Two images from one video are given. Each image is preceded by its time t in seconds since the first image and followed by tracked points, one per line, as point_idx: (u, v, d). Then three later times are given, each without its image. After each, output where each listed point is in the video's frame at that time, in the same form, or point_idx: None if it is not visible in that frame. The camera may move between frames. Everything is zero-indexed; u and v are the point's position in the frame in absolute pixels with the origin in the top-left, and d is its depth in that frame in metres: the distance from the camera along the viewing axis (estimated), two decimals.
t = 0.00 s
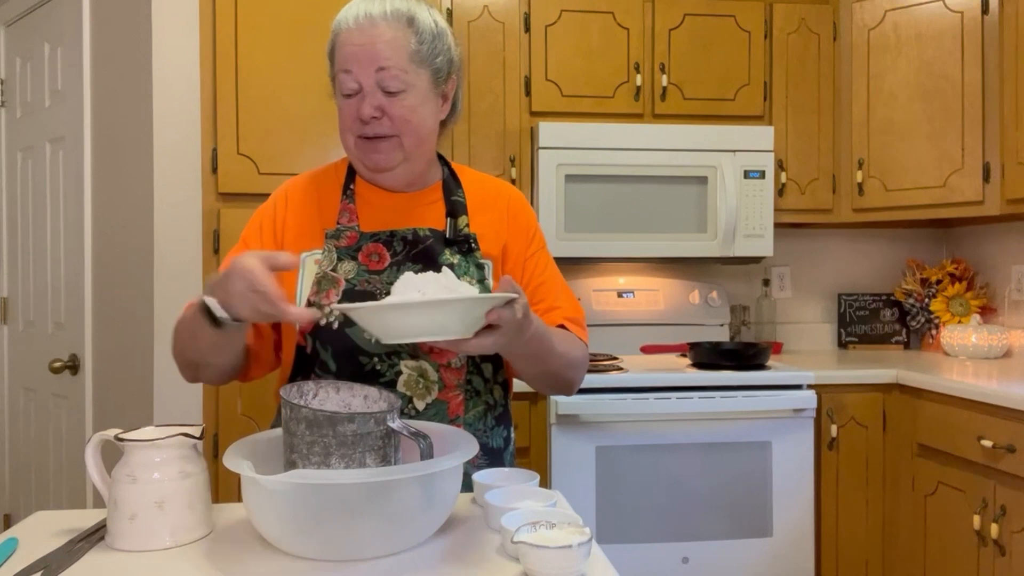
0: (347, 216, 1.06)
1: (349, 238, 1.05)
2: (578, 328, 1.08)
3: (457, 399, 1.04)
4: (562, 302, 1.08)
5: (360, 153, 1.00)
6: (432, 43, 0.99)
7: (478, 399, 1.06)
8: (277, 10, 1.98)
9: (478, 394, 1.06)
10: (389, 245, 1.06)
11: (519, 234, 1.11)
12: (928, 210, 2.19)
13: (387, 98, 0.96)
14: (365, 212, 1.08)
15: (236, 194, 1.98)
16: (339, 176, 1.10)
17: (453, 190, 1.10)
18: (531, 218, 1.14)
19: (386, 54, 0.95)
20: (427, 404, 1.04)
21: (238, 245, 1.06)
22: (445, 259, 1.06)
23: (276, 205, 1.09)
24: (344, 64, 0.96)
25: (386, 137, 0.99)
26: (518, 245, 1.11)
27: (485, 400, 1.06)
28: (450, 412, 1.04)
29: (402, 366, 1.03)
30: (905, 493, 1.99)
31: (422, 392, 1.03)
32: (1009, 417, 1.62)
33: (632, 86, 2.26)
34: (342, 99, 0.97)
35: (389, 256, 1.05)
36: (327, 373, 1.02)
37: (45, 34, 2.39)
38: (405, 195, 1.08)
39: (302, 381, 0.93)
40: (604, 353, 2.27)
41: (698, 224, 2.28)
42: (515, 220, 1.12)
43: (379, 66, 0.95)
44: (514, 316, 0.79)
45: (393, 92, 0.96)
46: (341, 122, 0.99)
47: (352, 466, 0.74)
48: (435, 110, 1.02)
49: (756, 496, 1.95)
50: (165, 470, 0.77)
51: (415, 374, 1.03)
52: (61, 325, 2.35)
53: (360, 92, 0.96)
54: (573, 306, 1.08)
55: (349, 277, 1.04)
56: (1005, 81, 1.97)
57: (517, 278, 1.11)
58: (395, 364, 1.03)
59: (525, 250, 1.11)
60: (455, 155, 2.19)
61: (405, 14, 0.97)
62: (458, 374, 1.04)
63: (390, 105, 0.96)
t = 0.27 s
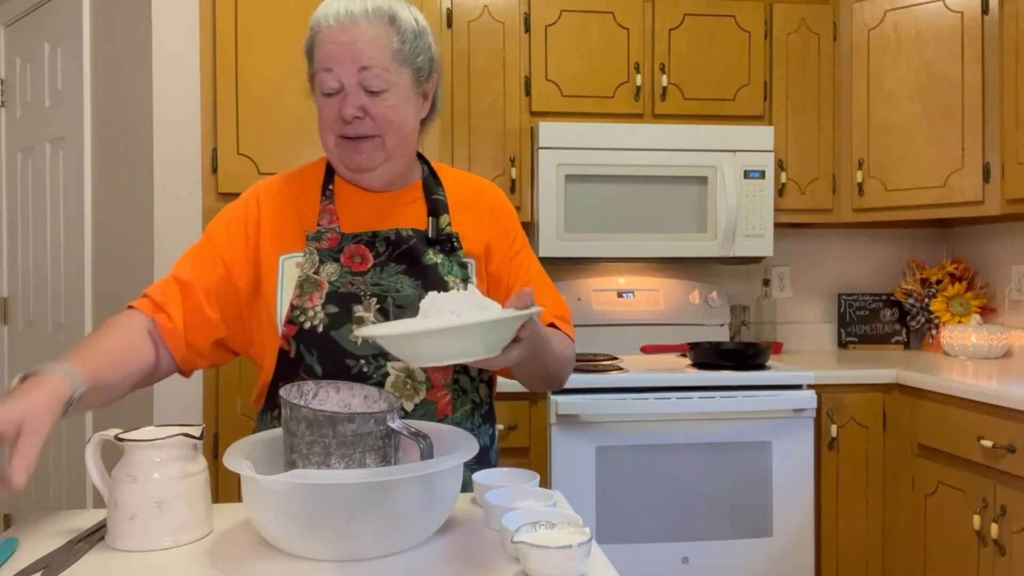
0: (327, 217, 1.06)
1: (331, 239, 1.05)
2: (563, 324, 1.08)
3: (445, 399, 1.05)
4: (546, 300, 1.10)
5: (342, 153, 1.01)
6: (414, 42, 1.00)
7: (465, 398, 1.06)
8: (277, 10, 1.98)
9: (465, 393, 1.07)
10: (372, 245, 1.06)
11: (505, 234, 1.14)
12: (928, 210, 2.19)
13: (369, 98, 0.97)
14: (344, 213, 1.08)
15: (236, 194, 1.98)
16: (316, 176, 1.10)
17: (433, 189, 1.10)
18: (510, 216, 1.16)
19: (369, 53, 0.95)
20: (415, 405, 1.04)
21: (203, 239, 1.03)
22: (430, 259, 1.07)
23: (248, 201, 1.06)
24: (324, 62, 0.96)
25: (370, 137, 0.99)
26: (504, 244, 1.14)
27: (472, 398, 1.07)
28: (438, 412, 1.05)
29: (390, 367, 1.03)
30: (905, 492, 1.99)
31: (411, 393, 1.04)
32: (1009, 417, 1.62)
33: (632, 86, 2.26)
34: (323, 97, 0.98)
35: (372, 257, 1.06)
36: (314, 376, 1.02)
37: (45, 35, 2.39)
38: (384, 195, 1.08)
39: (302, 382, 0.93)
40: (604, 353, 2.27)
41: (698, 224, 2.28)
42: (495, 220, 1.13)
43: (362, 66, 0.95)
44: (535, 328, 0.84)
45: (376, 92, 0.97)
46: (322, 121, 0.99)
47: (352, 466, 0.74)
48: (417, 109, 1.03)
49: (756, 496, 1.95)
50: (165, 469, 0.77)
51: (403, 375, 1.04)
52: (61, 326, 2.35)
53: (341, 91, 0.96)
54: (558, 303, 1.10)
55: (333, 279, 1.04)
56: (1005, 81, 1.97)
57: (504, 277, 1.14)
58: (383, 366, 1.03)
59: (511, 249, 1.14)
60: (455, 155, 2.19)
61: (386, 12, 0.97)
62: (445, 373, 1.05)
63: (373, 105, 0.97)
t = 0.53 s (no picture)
0: (305, 221, 1.06)
1: (310, 244, 1.05)
2: (545, 318, 1.09)
3: (433, 400, 1.05)
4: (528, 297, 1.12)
5: (333, 151, 1.01)
6: (400, 39, 1.01)
7: (452, 399, 1.07)
8: (277, 10, 1.98)
9: (452, 393, 1.07)
10: (353, 249, 1.06)
11: (484, 233, 1.15)
12: (928, 210, 2.19)
13: (362, 93, 0.97)
14: (323, 217, 1.08)
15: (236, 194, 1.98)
16: (291, 180, 1.09)
17: (411, 190, 1.11)
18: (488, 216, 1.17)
19: (362, 48, 0.96)
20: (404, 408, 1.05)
21: (180, 247, 1.01)
22: (412, 261, 1.08)
23: (223, 208, 1.05)
24: (316, 58, 0.95)
25: (362, 134, 1.00)
26: (484, 243, 1.15)
27: (458, 398, 1.07)
28: (426, 414, 1.05)
29: (378, 372, 1.04)
30: (905, 492, 1.99)
31: (399, 397, 1.04)
32: (1009, 417, 1.62)
33: (631, 86, 2.26)
34: (312, 94, 0.97)
35: (353, 260, 1.06)
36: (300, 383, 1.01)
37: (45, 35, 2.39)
38: (363, 197, 1.09)
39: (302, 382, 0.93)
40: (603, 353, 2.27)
41: (698, 224, 2.28)
42: (473, 221, 1.14)
43: (355, 61, 0.95)
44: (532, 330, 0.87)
45: (368, 88, 0.97)
46: (311, 118, 0.98)
47: (352, 466, 0.74)
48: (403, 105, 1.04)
49: (755, 496, 1.95)
50: (165, 469, 0.77)
51: (390, 378, 1.04)
52: (61, 326, 2.35)
53: (334, 88, 0.96)
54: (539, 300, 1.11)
55: (314, 284, 1.04)
56: (1005, 80, 1.97)
57: (485, 276, 1.15)
58: (370, 371, 1.04)
59: (491, 248, 1.15)
60: (455, 155, 2.19)
61: (374, 8, 0.98)
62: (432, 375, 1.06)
63: (367, 101, 0.97)
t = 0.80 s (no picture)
0: (297, 220, 1.06)
1: (301, 244, 1.05)
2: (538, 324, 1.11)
3: (423, 403, 1.05)
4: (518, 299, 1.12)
5: (334, 150, 1.01)
6: (400, 39, 1.02)
7: (443, 401, 1.07)
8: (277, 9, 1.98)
9: (442, 396, 1.07)
10: (345, 249, 1.06)
11: (476, 235, 1.15)
12: (928, 210, 2.19)
13: (366, 92, 0.98)
14: (315, 217, 1.08)
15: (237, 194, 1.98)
16: (282, 179, 1.09)
17: (404, 191, 1.11)
18: (482, 218, 1.17)
19: (367, 46, 0.96)
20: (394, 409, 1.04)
21: (166, 245, 1.01)
22: (404, 262, 1.08)
23: (210, 208, 1.05)
24: (321, 55, 0.96)
25: (365, 133, 1.00)
26: (476, 245, 1.15)
27: (449, 401, 1.07)
28: (416, 416, 1.05)
29: (368, 374, 1.03)
30: (905, 492, 1.99)
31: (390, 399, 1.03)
32: (1009, 417, 1.62)
33: (631, 86, 2.26)
34: (316, 91, 0.97)
35: (345, 261, 1.06)
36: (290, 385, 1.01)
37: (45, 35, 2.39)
38: (357, 198, 1.09)
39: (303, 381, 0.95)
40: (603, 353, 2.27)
41: (698, 224, 2.28)
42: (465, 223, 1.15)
43: (361, 59, 0.96)
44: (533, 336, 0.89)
45: (372, 86, 0.98)
46: (314, 115, 0.98)
47: (352, 466, 0.74)
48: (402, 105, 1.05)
49: (755, 495, 1.95)
50: (165, 470, 0.77)
51: (381, 381, 1.03)
52: (61, 326, 2.35)
53: (339, 85, 0.97)
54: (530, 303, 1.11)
55: (305, 285, 1.04)
56: (1005, 80, 1.97)
57: (477, 279, 1.15)
58: (361, 373, 1.03)
59: (483, 250, 1.15)
60: (456, 156, 2.19)
61: (377, 8, 0.99)
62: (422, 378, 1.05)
63: (371, 99, 0.98)
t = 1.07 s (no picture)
0: (294, 220, 1.06)
1: (298, 244, 1.05)
2: (536, 323, 1.11)
3: (420, 404, 1.05)
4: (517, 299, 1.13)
5: (331, 150, 1.01)
6: (402, 43, 1.02)
7: (439, 402, 1.07)
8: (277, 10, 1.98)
9: (439, 396, 1.07)
10: (341, 250, 1.06)
11: (473, 236, 1.16)
12: (928, 210, 2.19)
13: (366, 94, 0.98)
14: (311, 217, 1.08)
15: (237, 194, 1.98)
16: (279, 178, 1.09)
17: (400, 192, 1.11)
18: (478, 218, 1.18)
19: (368, 49, 0.96)
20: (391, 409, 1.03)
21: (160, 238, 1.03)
22: (401, 263, 1.08)
23: (207, 204, 1.06)
24: (322, 56, 0.96)
25: (364, 135, 1.00)
26: (473, 245, 1.16)
27: (445, 402, 1.07)
28: (413, 416, 1.05)
29: (364, 374, 1.03)
30: (905, 492, 1.99)
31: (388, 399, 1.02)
32: (1009, 417, 1.62)
33: (631, 86, 2.26)
34: (316, 92, 0.97)
35: (341, 261, 1.06)
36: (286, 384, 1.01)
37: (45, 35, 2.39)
38: (353, 198, 1.09)
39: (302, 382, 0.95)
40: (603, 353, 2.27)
41: (698, 224, 2.28)
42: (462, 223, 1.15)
43: (362, 62, 0.96)
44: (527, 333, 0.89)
45: (372, 88, 0.98)
46: (313, 116, 0.99)
47: (352, 466, 0.74)
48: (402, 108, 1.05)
49: (755, 495, 1.95)
50: (165, 470, 0.77)
51: (378, 382, 1.03)
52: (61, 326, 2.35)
53: (339, 87, 0.97)
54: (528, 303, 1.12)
55: (302, 285, 1.03)
56: (1005, 80, 1.97)
57: (474, 279, 1.16)
58: (357, 374, 1.03)
59: (480, 250, 1.16)
60: (456, 156, 2.19)
61: (381, 10, 0.99)
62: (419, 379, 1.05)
63: (370, 102, 0.98)
